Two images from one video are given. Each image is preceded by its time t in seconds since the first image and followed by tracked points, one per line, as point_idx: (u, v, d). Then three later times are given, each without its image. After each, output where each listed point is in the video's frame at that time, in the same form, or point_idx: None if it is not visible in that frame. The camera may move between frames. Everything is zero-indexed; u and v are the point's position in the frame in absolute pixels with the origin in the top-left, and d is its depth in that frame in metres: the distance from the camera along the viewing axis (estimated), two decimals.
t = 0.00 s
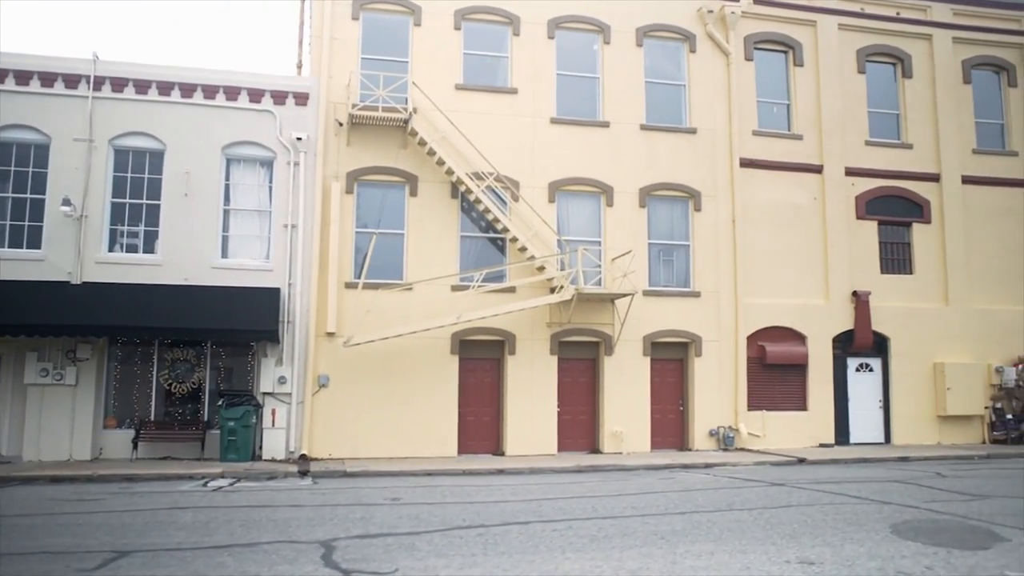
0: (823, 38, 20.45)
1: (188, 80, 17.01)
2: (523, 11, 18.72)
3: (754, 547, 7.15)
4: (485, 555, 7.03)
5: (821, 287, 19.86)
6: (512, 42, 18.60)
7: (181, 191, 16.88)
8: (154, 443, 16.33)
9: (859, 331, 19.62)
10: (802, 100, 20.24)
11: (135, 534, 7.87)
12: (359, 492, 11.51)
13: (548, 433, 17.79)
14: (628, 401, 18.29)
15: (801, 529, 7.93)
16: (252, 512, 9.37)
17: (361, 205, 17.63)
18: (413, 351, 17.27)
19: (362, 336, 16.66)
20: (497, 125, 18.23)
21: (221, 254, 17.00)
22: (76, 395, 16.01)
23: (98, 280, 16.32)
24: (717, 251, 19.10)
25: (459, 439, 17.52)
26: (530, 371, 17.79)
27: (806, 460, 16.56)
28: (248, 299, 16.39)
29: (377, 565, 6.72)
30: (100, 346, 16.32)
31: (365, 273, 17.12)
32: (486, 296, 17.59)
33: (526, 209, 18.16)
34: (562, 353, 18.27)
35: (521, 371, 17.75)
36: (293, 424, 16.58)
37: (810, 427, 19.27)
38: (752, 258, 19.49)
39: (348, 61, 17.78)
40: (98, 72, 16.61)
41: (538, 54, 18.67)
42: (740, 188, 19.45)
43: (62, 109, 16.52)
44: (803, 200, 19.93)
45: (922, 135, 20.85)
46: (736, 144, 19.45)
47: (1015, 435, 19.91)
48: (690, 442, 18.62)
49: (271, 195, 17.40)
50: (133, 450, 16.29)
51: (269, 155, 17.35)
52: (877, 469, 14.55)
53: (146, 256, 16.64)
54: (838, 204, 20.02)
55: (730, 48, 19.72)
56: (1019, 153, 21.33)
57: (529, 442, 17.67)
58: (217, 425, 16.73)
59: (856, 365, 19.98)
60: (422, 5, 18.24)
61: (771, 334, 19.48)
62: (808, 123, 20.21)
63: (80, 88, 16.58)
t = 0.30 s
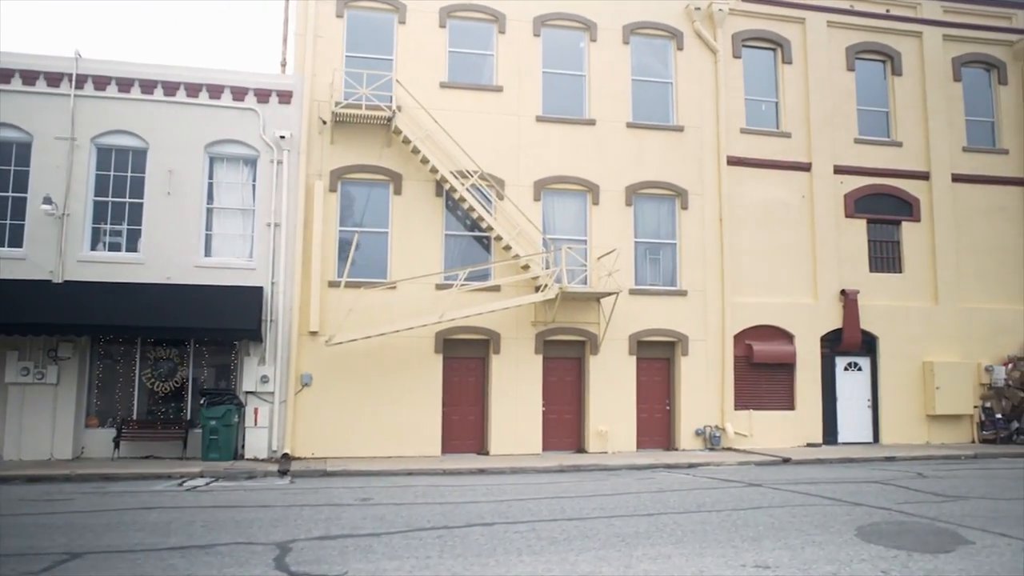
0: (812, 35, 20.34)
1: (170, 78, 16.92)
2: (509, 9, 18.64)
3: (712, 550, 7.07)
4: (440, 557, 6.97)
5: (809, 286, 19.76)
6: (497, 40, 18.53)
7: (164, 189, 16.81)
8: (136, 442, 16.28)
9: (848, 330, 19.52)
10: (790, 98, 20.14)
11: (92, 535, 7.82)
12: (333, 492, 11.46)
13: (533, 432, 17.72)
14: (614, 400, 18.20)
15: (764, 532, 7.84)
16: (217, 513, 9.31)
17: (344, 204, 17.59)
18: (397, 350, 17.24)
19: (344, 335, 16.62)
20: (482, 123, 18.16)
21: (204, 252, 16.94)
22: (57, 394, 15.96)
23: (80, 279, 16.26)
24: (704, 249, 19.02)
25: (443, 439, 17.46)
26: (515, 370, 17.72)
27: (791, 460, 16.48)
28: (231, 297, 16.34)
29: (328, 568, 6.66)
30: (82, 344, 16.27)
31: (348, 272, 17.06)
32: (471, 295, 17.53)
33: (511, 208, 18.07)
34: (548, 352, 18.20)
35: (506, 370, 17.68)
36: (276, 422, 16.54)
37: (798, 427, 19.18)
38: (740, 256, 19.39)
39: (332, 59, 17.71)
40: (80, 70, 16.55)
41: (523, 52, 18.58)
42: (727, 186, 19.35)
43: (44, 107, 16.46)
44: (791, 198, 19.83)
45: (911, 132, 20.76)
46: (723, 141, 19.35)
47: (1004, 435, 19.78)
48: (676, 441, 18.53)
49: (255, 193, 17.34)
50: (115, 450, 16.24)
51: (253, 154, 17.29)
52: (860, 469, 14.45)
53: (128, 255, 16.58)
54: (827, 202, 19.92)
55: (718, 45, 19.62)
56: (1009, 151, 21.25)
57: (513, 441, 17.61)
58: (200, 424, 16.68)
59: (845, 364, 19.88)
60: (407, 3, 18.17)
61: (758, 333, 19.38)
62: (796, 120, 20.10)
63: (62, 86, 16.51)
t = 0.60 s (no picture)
0: (799, 32, 20.22)
1: (151, 77, 16.86)
2: (493, 6, 18.56)
3: (664, 550, 6.97)
4: (386, 557, 6.90)
5: (796, 285, 19.63)
6: (481, 38, 18.45)
7: (145, 188, 16.77)
8: (116, 442, 16.22)
9: (835, 328, 19.40)
10: (778, 96, 20.03)
11: (44, 535, 7.77)
12: (304, 492, 11.39)
13: (516, 432, 17.63)
14: (598, 399, 18.10)
15: (721, 532, 7.74)
16: (178, 513, 9.25)
17: (327, 203, 17.54)
18: (379, 349, 17.17)
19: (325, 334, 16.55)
20: (466, 121, 18.09)
21: (185, 252, 16.89)
22: (37, 394, 15.92)
23: (60, 278, 16.22)
24: (690, 248, 18.90)
25: (426, 438, 17.39)
26: (498, 369, 17.64)
27: (774, 459, 16.35)
28: (211, 297, 16.29)
29: (271, 567, 6.60)
30: (62, 344, 16.23)
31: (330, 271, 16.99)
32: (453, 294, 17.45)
33: (495, 207, 17.98)
34: (532, 351, 18.11)
35: (489, 370, 17.60)
36: (258, 422, 16.49)
37: (785, 426, 19.05)
38: (726, 255, 19.28)
39: (315, 58, 17.66)
40: (61, 69, 16.51)
41: (507, 49, 18.50)
42: (714, 185, 19.23)
43: (25, 106, 16.43)
44: (778, 196, 19.71)
45: (900, 130, 20.62)
46: (709, 139, 19.24)
47: (992, 434, 19.64)
48: (661, 441, 18.41)
49: (236, 192, 17.28)
50: (95, 449, 16.18)
51: (235, 153, 17.23)
52: (841, 469, 14.32)
53: (109, 254, 16.53)
54: (814, 200, 19.79)
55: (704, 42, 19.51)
56: (999, 148, 21.10)
57: (496, 441, 17.52)
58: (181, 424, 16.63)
59: (832, 363, 19.76)
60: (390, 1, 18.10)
61: (745, 332, 19.27)
62: (784, 118, 19.99)
63: (42, 85, 16.48)
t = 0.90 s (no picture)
0: (789, 30, 20.11)
1: (136, 76, 16.81)
2: (480, 5, 18.49)
3: (622, 552, 6.89)
4: (341, 560, 6.82)
5: (786, 284, 19.52)
6: (468, 36, 18.37)
7: (129, 188, 16.72)
8: (100, 442, 16.18)
9: (824, 328, 19.28)
10: (767, 94, 19.92)
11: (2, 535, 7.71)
12: (279, 492, 11.33)
13: (502, 432, 17.56)
14: (585, 399, 18.02)
15: (685, 534, 7.66)
16: (144, 514, 9.19)
17: (312, 202, 17.50)
18: (363, 349, 17.12)
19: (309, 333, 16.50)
20: (452, 120, 18.02)
21: (170, 251, 16.84)
22: (21, 394, 15.88)
23: (43, 278, 16.18)
24: (678, 247, 18.80)
25: (411, 438, 17.33)
26: (484, 369, 17.58)
27: (760, 459, 16.25)
28: (194, 296, 16.23)
29: (222, 569, 6.53)
30: (46, 344, 16.19)
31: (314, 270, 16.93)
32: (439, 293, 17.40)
33: (480, 206, 17.91)
34: (519, 351, 18.03)
35: (475, 370, 17.54)
36: (242, 422, 16.44)
37: (774, 426, 18.94)
38: (715, 254, 19.18)
39: (301, 57, 17.61)
40: (44, 68, 16.48)
41: (494, 48, 18.43)
42: (702, 183, 19.13)
43: (9, 105, 16.40)
44: (767, 195, 19.60)
45: (891, 128, 20.50)
46: (698, 138, 19.13)
47: (983, 434, 19.55)
48: (649, 441, 18.30)
49: (221, 191, 17.23)
50: (78, 450, 16.13)
51: (219, 152, 17.18)
52: (826, 469, 14.22)
53: (93, 254, 16.48)
54: (804, 198, 19.68)
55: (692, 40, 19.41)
56: (992, 146, 20.96)
57: (482, 441, 17.46)
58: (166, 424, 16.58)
59: (822, 362, 19.65)
60: None
61: (734, 331, 19.16)
62: (773, 116, 19.88)
63: (25, 84, 16.44)
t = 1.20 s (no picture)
0: (780, 28, 20.00)
1: (121, 76, 16.78)
2: (467, 3, 18.42)
3: (580, 555, 6.82)
4: (297, 562, 6.77)
5: (776, 283, 19.41)
6: (455, 35, 18.31)
7: (114, 188, 16.69)
8: (85, 442, 16.15)
9: (815, 327, 19.18)
10: (758, 92, 19.81)
11: None
12: (255, 493, 11.28)
13: (490, 432, 17.50)
14: (573, 399, 17.95)
15: (649, 536, 7.58)
16: (113, 515, 9.14)
17: (298, 201, 17.47)
18: (350, 348, 17.07)
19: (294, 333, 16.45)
20: (438, 119, 17.96)
21: (155, 251, 16.81)
22: (5, 394, 15.86)
23: (28, 278, 16.15)
24: (667, 246, 18.71)
25: (398, 438, 17.27)
26: (471, 369, 17.52)
27: (747, 460, 16.17)
28: (179, 296, 16.20)
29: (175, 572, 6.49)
30: (31, 344, 16.17)
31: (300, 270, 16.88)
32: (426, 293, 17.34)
33: (467, 206, 17.85)
34: (506, 350, 17.96)
35: (462, 369, 17.49)
36: (227, 422, 16.39)
37: (764, 426, 18.84)
38: (705, 253, 19.08)
39: (287, 56, 17.57)
40: (29, 68, 16.46)
41: (481, 47, 18.36)
42: (691, 182, 19.04)
43: None
44: (757, 194, 19.49)
45: (883, 126, 20.37)
46: (687, 136, 19.04)
47: (975, 434, 19.50)
48: (638, 440, 18.19)
49: (207, 191, 17.19)
50: (63, 450, 16.10)
51: (206, 152, 17.15)
52: (811, 470, 14.12)
53: (79, 254, 16.46)
54: (794, 197, 19.57)
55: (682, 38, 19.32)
56: (984, 145, 20.82)
57: (469, 441, 17.40)
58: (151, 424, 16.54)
59: (813, 362, 19.54)
60: None
61: (723, 331, 19.06)
62: (763, 115, 19.76)
63: (10, 84, 16.42)
